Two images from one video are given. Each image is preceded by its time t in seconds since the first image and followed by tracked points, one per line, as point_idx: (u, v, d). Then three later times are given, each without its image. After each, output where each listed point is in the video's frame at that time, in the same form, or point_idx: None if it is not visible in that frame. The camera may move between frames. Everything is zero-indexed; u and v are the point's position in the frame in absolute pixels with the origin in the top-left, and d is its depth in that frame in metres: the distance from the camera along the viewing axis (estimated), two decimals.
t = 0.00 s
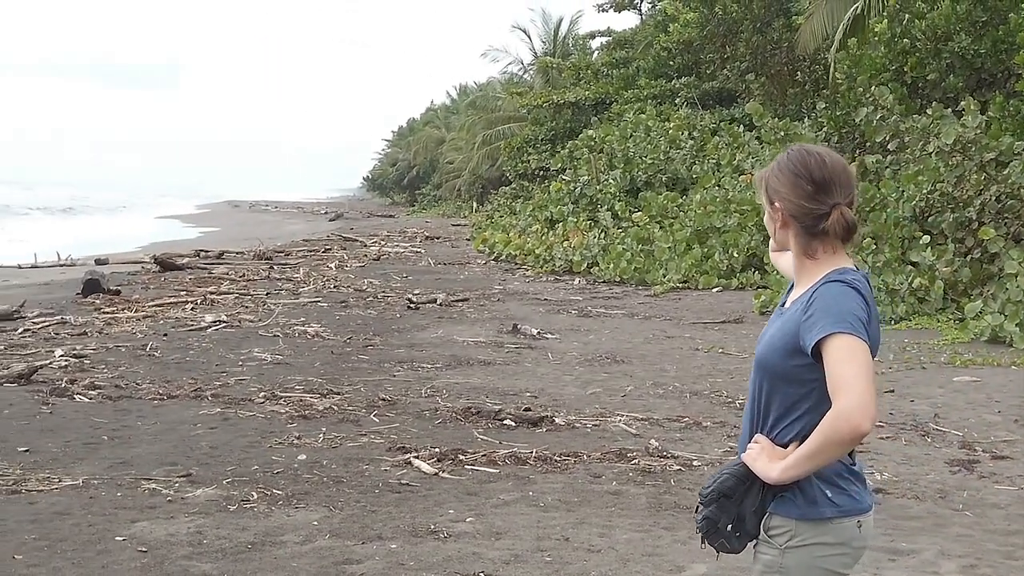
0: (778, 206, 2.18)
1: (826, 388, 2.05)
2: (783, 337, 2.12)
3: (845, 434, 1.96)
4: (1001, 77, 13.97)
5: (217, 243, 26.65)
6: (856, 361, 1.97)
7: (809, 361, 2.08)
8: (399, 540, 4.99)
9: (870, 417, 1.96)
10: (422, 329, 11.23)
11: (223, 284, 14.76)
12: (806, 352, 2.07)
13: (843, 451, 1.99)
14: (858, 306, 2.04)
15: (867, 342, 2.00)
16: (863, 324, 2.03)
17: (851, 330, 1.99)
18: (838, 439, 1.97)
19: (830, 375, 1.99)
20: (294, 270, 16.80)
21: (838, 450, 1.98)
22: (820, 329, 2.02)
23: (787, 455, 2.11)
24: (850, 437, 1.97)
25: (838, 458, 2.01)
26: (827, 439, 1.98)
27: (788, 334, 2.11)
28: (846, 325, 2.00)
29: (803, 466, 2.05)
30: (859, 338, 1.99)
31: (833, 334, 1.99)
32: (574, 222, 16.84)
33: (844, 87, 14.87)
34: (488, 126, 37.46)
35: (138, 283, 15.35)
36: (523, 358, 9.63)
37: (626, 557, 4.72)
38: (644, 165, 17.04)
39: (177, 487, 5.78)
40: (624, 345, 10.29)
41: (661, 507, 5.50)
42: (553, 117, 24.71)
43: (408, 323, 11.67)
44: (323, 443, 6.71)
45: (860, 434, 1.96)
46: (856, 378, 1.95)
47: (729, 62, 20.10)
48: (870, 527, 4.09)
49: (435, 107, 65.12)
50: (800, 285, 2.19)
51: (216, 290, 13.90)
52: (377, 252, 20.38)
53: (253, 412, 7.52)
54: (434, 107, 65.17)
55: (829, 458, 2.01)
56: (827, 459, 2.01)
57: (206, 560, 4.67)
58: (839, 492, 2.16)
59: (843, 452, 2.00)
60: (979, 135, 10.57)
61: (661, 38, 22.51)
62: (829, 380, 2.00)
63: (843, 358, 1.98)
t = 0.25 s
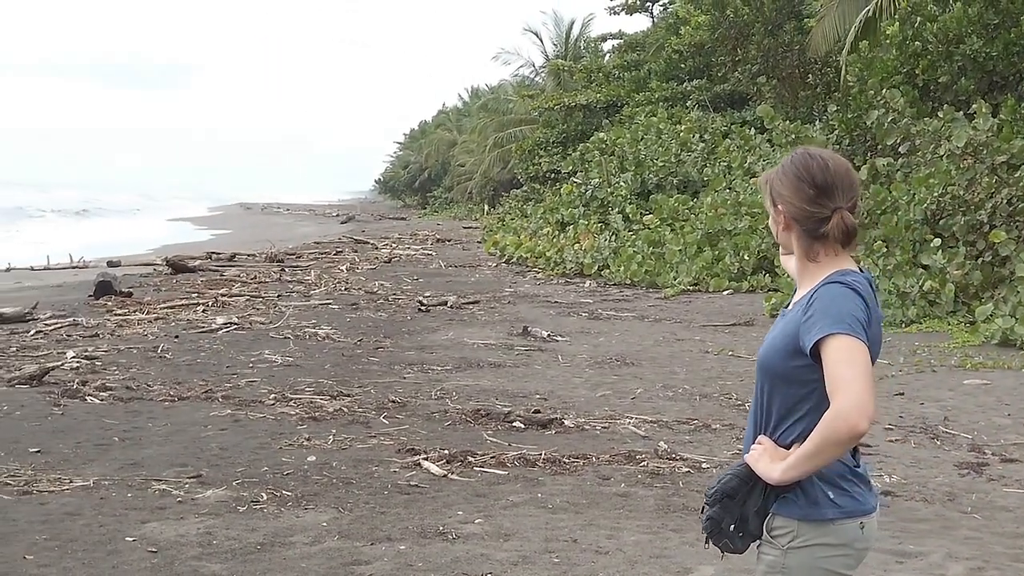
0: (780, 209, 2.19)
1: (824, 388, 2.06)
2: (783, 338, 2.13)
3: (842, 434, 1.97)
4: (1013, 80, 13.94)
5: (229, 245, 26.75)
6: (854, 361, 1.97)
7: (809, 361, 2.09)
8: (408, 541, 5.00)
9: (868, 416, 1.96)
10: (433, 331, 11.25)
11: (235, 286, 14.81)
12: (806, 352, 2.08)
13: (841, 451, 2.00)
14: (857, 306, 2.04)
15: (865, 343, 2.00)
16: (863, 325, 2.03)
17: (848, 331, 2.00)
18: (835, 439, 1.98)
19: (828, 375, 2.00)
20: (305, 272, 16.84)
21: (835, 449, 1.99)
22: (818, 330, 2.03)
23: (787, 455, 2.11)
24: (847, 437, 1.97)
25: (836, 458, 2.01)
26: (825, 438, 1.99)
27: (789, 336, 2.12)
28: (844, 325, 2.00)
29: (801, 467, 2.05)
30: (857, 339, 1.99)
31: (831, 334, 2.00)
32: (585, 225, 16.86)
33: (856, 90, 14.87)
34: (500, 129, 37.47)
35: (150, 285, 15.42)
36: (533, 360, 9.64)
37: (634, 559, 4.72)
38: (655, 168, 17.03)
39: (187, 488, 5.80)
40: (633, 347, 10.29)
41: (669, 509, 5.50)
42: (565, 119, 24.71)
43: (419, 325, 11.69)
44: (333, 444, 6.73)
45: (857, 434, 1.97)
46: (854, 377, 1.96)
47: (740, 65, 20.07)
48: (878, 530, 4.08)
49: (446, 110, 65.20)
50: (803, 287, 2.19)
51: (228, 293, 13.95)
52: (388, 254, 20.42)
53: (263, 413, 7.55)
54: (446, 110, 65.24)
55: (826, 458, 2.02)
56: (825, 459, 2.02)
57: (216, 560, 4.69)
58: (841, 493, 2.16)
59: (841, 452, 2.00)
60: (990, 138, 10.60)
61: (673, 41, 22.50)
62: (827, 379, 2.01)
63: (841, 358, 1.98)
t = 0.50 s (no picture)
0: (779, 212, 2.20)
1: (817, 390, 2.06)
2: (779, 340, 2.13)
3: (832, 433, 1.97)
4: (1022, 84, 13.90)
5: (238, 248, 26.82)
6: (845, 362, 1.98)
7: (803, 362, 2.09)
8: (413, 542, 5.01)
9: (858, 416, 1.96)
10: (440, 333, 11.26)
11: (243, 288, 14.85)
12: (799, 354, 2.08)
13: (832, 451, 2.00)
14: (851, 307, 2.05)
15: (858, 344, 2.00)
16: (856, 327, 2.04)
17: (841, 332, 2.00)
18: (826, 439, 1.98)
19: (821, 375, 2.01)
20: (313, 275, 16.88)
21: (827, 449, 1.99)
22: (811, 331, 2.03)
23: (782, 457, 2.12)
24: (838, 436, 1.97)
25: (828, 458, 2.02)
26: (817, 438, 1.99)
27: (784, 338, 2.12)
28: (837, 326, 2.01)
29: (794, 467, 2.06)
30: (849, 339, 2.00)
31: (823, 335, 2.01)
32: (593, 228, 16.87)
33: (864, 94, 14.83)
34: (508, 132, 37.47)
35: (158, 287, 15.47)
36: (539, 363, 9.64)
37: (637, 560, 4.72)
38: (663, 171, 17.01)
39: (193, 489, 5.82)
40: (640, 350, 10.28)
41: (673, 511, 5.50)
42: (573, 123, 24.72)
43: (426, 328, 11.71)
44: (338, 446, 6.75)
45: (848, 433, 1.97)
46: (844, 377, 1.96)
47: (748, 69, 20.02)
48: (881, 533, 4.08)
49: (455, 113, 65.25)
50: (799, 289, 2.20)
51: (236, 295, 13.98)
52: (396, 257, 20.45)
53: (270, 415, 7.56)
54: (455, 113, 65.28)
55: (818, 458, 2.02)
56: (816, 458, 2.02)
57: (221, 560, 4.71)
58: (838, 494, 2.16)
59: (832, 452, 2.00)
60: (998, 141, 10.49)
61: (682, 45, 22.50)
62: (819, 380, 2.01)
63: (833, 358, 1.99)
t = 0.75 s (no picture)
0: (777, 214, 2.21)
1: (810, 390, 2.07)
2: (775, 341, 2.14)
3: (823, 434, 1.98)
4: None
5: (245, 250, 26.87)
6: (836, 364, 1.98)
7: (798, 363, 2.10)
8: (416, 543, 5.02)
9: (849, 417, 1.97)
10: (445, 336, 11.28)
11: (249, 291, 14.88)
12: (793, 355, 2.09)
13: (823, 452, 2.01)
14: (846, 309, 2.05)
15: (850, 345, 2.01)
16: (850, 328, 2.04)
17: (834, 333, 2.01)
18: (817, 439, 1.99)
19: (814, 376, 2.01)
20: (320, 278, 16.90)
21: (818, 449, 2.00)
22: (805, 331, 2.04)
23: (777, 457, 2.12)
24: (829, 436, 1.98)
25: (818, 459, 2.02)
26: (808, 438, 2.00)
27: (780, 339, 2.13)
28: (830, 327, 2.01)
29: (786, 468, 2.07)
30: (842, 341, 2.00)
31: (816, 335, 2.02)
32: (599, 232, 16.88)
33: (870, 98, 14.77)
34: (515, 135, 37.47)
35: (165, 289, 15.50)
36: (544, 366, 9.65)
37: (640, 562, 4.73)
38: (670, 175, 16.99)
39: (198, 490, 5.83)
40: (645, 354, 10.29)
41: (677, 513, 5.50)
42: (580, 126, 24.71)
43: (431, 330, 11.73)
44: (343, 448, 6.76)
45: (838, 434, 1.97)
46: (836, 378, 1.97)
47: (755, 73, 20.02)
48: (884, 535, 4.08)
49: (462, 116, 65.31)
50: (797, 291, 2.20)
51: (242, 297, 14.01)
52: (403, 260, 20.48)
53: (275, 417, 7.58)
54: (462, 116, 65.35)
55: (810, 459, 2.03)
56: (807, 459, 2.03)
57: (225, 561, 4.72)
58: (834, 495, 2.16)
59: (823, 453, 2.01)
60: (1004, 145, 10.36)
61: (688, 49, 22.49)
62: (813, 380, 2.02)
63: (825, 360, 2.00)
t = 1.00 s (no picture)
0: (776, 217, 2.22)
1: (805, 390, 2.08)
2: (772, 341, 2.16)
3: (816, 433, 1.99)
4: None
5: (254, 254, 26.94)
6: (830, 364, 1.99)
7: (794, 364, 2.11)
8: (422, 545, 5.03)
9: (842, 417, 1.98)
10: (453, 339, 11.30)
11: (258, 294, 14.92)
12: (789, 355, 2.10)
13: (816, 451, 2.02)
14: (841, 310, 2.06)
15: (845, 347, 2.01)
16: (846, 328, 2.05)
17: (829, 333, 2.01)
18: (811, 438, 2.00)
19: (808, 376, 2.03)
20: (328, 281, 16.93)
21: (812, 448, 2.01)
22: (800, 332, 2.05)
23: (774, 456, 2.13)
24: (822, 435, 1.99)
25: (812, 457, 2.03)
26: (802, 437, 2.01)
27: (777, 339, 2.14)
28: (824, 328, 2.02)
29: (781, 466, 2.08)
30: (836, 341, 2.01)
31: (810, 335, 2.03)
32: (607, 236, 16.89)
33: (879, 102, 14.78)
34: (524, 139, 37.48)
35: (174, 292, 15.54)
36: (552, 369, 9.66)
37: (645, 564, 4.73)
38: (678, 179, 16.96)
39: (205, 491, 5.85)
40: (652, 357, 10.29)
41: (682, 516, 5.51)
42: (589, 130, 24.71)
43: (439, 333, 11.74)
44: (350, 450, 6.78)
45: (831, 433, 1.99)
46: (829, 378, 1.98)
47: (763, 77, 20.02)
48: (889, 538, 4.08)
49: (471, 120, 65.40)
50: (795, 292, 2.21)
51: (251, 300, 14.05)
52: (412, 264, 20.50)
53: (282, 419, 7.61)
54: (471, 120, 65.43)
55: (803, 458, 2.04)
56: (801, 458, 2.04)
57: (232, 561, 4.74)
58: (832, 495, 2.16)
59: (817, 452, 2.02)
60: (1013, 150, 10.51)
61: (696, 53, 22.49)
62: (807, 380, 2.03)
63: (819, 360, 2.00)
